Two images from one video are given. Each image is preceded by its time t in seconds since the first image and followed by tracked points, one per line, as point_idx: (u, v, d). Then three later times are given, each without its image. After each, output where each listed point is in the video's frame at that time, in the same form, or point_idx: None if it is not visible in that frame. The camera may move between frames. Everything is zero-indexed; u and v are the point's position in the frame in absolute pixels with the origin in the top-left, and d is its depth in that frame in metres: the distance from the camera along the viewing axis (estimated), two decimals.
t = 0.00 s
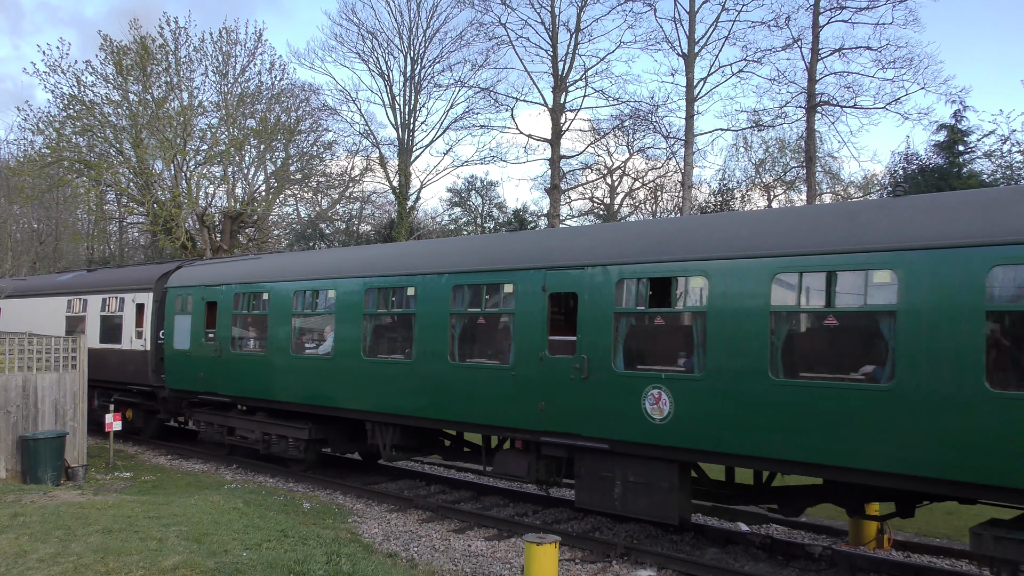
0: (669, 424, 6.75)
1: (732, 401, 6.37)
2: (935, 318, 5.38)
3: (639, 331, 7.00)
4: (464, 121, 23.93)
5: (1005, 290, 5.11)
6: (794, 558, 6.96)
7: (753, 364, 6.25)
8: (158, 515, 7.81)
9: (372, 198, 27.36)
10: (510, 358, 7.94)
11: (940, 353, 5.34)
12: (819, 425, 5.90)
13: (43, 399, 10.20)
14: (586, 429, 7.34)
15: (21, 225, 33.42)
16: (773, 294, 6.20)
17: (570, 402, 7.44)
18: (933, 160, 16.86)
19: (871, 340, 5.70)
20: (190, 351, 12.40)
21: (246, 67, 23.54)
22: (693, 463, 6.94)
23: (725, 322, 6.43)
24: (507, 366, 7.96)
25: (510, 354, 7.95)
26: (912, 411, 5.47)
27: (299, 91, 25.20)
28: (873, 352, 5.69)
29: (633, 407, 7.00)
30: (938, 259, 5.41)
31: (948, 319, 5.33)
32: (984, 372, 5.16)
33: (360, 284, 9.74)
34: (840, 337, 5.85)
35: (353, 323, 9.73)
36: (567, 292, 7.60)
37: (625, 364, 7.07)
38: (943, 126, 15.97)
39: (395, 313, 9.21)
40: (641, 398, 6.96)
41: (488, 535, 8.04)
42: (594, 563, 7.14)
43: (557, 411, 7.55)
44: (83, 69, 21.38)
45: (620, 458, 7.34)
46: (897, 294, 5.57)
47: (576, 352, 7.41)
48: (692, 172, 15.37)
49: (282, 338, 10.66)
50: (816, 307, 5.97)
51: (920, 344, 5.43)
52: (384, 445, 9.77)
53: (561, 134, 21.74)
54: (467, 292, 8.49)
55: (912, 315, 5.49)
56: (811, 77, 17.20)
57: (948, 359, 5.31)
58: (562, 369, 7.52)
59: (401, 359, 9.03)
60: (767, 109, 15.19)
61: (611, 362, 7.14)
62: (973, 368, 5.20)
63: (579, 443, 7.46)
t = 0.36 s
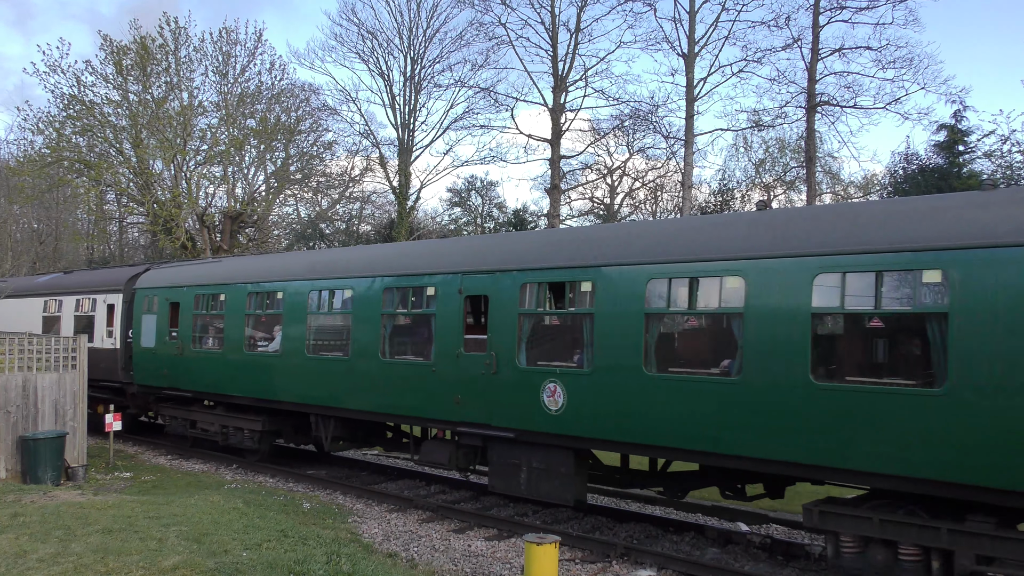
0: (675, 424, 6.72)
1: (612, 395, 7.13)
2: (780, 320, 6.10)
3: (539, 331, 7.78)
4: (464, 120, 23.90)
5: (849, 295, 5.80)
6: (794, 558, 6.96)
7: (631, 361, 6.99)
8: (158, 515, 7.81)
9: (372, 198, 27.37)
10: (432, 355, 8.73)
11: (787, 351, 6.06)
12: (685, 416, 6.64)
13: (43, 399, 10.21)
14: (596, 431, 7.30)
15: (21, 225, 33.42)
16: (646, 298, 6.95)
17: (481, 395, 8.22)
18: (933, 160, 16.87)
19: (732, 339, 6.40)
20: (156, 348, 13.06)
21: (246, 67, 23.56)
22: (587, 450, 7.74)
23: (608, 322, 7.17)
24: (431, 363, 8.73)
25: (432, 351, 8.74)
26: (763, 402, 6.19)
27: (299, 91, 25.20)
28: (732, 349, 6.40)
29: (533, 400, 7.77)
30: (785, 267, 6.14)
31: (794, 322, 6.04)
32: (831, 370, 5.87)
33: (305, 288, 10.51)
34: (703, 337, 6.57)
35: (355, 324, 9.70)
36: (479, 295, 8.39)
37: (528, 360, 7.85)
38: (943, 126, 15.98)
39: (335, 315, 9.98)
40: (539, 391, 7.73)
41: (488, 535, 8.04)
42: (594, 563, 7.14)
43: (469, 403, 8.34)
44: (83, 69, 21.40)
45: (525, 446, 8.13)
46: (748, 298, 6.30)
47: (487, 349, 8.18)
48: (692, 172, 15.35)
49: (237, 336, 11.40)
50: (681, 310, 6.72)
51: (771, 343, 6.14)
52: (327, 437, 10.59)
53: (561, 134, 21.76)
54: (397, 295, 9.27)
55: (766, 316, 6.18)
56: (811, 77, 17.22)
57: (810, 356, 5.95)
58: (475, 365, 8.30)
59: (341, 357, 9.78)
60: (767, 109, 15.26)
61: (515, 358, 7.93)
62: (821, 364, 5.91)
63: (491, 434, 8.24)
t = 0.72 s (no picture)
0: (678, 422, 6.66)
1: (514, 390, 7.91)
2: (648, 322, 6.87)
3: (455, 330, 8.56)
4: (464, 120, 23.89)
5: (704, 301, 6.58)
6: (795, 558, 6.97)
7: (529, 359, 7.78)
8: (158, 515, 7.81)
9: (372, 198, 27.41)
10: (366, 354, 9.50)
11: (658, 349, 6.79)
12: (574, 407, 7.40)
13: (44, 399, 10.21)
14: (603, 432, 7.22)
15: (21, 225, 33.40)
16: (543, 301, 7.72)
17: (408, 390, 8.99)
18: (933, 160, 16.89)
19: (609, 339, 7.17)
20: (123, 347, 13.75)
21: (246, 67, 23.56)
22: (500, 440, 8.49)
23: (511, 324, 7.95)
24: (364, 359, 9.52)
25: (366, 350, 9.52)
26: (640, 395, 6.91)
27: (299, 91, 25.19)
28: (609, 349, 7.16)
29: (450, 393, 8.55)
30: (658, 275, 6.87)
31: (658, 323, 6.81)
32: (692, 367, 6.59)
33: (257, 289, 11.27)
34: (587, 339, 7.36)
35: (358, 324, 9.69)
36: (406, 297, 9.18)
37: (445, 358, 8.63)
38: (943, 126, 15.99)
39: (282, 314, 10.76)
40: (456, 386, 8.49)
41: (487, 535, 8.04)
42: (594, 563, 7.14)
43: (397, 396, 9.12)
44: (83, 68, 21.41)
45: (445, 436, 8.90)
46: (625, 301, 7.07)
47: (412, 348, 8.96)
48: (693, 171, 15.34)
49: (198, 334, 12.15)
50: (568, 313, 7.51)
51: (645, 341, 6.88)
52: (277, 429, 11.30)
53: (561, 134, 21.76)
54: (338, 296, 10.05)
55: (639, 318, 6.93)
56: (811, 77, 17.22)
57: (678, 354, 6.67)
58: (401, 362, 9.09)
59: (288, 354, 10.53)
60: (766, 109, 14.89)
61: (432, 356, 8.73)
62: (682, 361, 6.65)
63: (416, 425, 9.01)
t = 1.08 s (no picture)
0: (678, 422, 6.64)
1: (433, 385, 8.76)
2: (541, 322, 7.71)
3: (386, 330, 9.44)
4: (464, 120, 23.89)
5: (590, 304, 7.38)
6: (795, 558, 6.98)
7: (445, 355, 8.64)
8: (158, 515, 7.80)
9: (372, 198, 27.44)
10: (309, 352, 10.44)
11: (551, 346, 7.60)
12: (483, 400, 8.23)
13: (44, 399, 10.21)
14: (605, 432, 7.18)
15: (21, 225, 33.40)
16: (457, 303, 8.58)
17: (345, 384, 9.89)
18: (933, 160, 16.92)
19: (512, 337, 8.00)
20: (99, 346, 14.82)
21: (246, 67, 23.57)
22: (424, 430, 9.33)
23: (431, 325, 8.82)
24: (307, 357, 10.46)
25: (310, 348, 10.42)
26: (537, 389, 7.71)
27: (299, 91, 25.21)
28: (512, 347, 7.98)
29: (381, 388, 9.44)
30: (551, 280, 7.69)
31: (549, 323, 7.64)
32: (578, 364, 7.39)
33: (216, 290, 12.27)
34: (495, 338, 8.17)
35: (363, 325, 9.75)
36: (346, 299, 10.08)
37: (378, 355, 9.50)
38: (943, 125, 16.01)
39: (235, 314, 11.78)
40: (385, 380, 9.38)
41: (488, 535, 8.05)
42: (594, 563, 7.14)
43: (338, 391, 10.00)
44: (83, 68, 21.42)
45: (378, 428, 9.79)
46: (524, 303, 7.91)
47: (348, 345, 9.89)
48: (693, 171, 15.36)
49: (163, 333, 13.14)
50: (480, 313, 8.37)
51: (539, 339, 7.70)
52: (233, 423, 12.18)
53: (561, 134, 21.76)
54: (284, 299, 11.05)
55: (536, 318, 7.75)
56: (811, 77, 17.22)
57: (568, 351, 7.47)
58: (341, 358, 9.98)
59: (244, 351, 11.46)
60: (767, 109, 14.78)
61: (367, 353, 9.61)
62: (571, 357, 7.45)
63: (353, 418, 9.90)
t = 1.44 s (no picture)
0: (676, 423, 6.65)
1: (367, 379, 9.55)
2: (454, 320, 8.54)
3: (327, 328, 10.25)
4: (464, 121, 23.99)
5: (496, 304, 8.20)
6: (796, 558, 7.02)
7: (377, 351, 9.46)
8: (158, 515, 7.80)
9: (372, 198, 27.49)
10: (259, 349, 11.20)
11: (466, 343, 8.40)
12: (410, 394, 9.02)
13: (44, 399, 10.21)
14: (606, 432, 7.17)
15: (21, 225, 33.38)
16: (388, 304, 9.41)
17: (291, 379, 10.69)
18: (933, 161, 17.00)
19: (434, 334, 8.81)
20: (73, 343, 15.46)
21: (246, 67, 23.56)
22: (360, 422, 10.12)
23: (365, 323, 9.65)
24: (258, 354, 11.20)
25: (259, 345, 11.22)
26: (458, 384, 8.47)
27: (299, 91, 25.22)
28: (434, 344, 8.78)
29: (321, 382, 10.24)
30: (463, 282, 8.51)
31: (461, 321, 8.47)
32: (487, 359, 8.19)
33: (179, 291, 12.91)
34: (421, 336, 8.97)
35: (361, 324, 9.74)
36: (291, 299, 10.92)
37: (319, 351, 10.31)
38: (943, 125, 16.03)
39: (196, 313, 12.47)
40: (325, 375, 10.18)
41: (488, 535, 8.05)
42: (594, 563, 7.13)
43: (284, 385, 10.79)
44: (83, 68, 21.41)
45: (319, 418, 10.58)
46: (443, 303, 8.72)
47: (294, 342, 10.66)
48: (693, 169, 15.41)
49: (131, 332, 13.77)
50: (407, 313, 9.20)
51: (457, 338, 8.49)
52: (194, 416, 12.86)
53: (561, 134, 21.77)
54: (239, 299, 11.76)
55: (453, 318, 8.56)
56: (811, 77, 17.24)
57: (480, 348, 8.26)
58: (301, 356, 10.54)
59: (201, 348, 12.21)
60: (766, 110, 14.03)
61: (309, 350, 10.43)
62: (480, 353, 8.26)
63: (298, 411, 10.69)
